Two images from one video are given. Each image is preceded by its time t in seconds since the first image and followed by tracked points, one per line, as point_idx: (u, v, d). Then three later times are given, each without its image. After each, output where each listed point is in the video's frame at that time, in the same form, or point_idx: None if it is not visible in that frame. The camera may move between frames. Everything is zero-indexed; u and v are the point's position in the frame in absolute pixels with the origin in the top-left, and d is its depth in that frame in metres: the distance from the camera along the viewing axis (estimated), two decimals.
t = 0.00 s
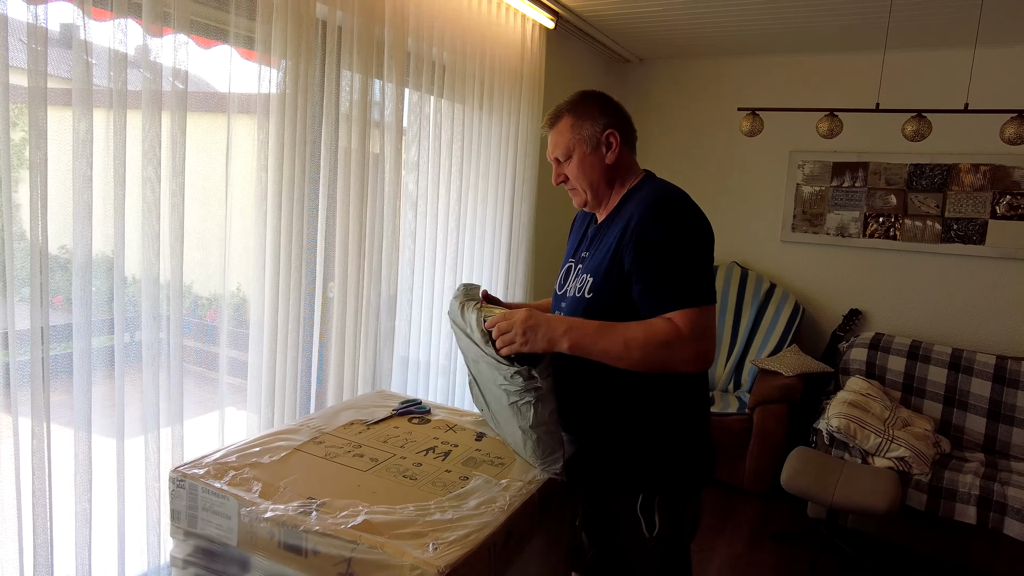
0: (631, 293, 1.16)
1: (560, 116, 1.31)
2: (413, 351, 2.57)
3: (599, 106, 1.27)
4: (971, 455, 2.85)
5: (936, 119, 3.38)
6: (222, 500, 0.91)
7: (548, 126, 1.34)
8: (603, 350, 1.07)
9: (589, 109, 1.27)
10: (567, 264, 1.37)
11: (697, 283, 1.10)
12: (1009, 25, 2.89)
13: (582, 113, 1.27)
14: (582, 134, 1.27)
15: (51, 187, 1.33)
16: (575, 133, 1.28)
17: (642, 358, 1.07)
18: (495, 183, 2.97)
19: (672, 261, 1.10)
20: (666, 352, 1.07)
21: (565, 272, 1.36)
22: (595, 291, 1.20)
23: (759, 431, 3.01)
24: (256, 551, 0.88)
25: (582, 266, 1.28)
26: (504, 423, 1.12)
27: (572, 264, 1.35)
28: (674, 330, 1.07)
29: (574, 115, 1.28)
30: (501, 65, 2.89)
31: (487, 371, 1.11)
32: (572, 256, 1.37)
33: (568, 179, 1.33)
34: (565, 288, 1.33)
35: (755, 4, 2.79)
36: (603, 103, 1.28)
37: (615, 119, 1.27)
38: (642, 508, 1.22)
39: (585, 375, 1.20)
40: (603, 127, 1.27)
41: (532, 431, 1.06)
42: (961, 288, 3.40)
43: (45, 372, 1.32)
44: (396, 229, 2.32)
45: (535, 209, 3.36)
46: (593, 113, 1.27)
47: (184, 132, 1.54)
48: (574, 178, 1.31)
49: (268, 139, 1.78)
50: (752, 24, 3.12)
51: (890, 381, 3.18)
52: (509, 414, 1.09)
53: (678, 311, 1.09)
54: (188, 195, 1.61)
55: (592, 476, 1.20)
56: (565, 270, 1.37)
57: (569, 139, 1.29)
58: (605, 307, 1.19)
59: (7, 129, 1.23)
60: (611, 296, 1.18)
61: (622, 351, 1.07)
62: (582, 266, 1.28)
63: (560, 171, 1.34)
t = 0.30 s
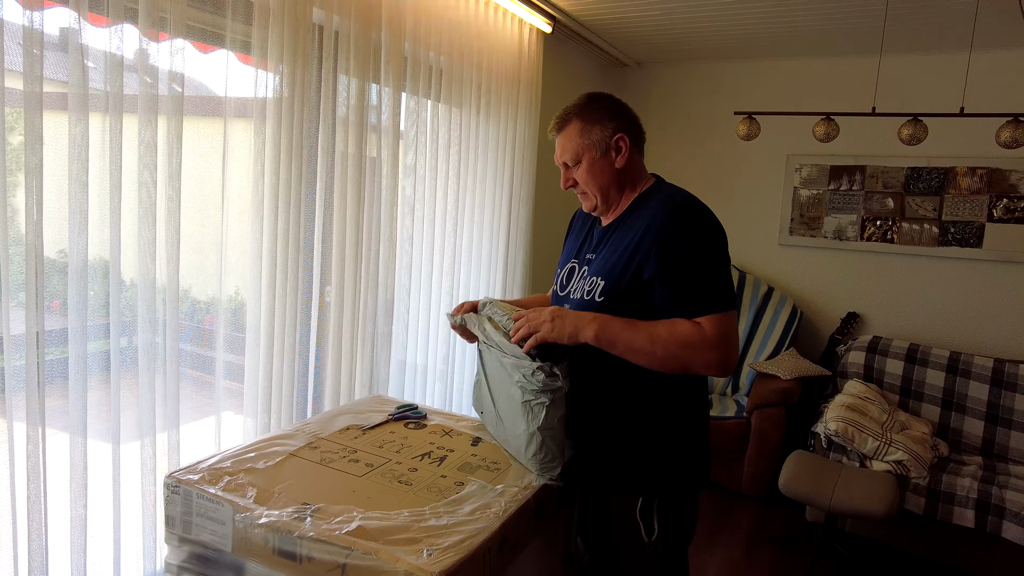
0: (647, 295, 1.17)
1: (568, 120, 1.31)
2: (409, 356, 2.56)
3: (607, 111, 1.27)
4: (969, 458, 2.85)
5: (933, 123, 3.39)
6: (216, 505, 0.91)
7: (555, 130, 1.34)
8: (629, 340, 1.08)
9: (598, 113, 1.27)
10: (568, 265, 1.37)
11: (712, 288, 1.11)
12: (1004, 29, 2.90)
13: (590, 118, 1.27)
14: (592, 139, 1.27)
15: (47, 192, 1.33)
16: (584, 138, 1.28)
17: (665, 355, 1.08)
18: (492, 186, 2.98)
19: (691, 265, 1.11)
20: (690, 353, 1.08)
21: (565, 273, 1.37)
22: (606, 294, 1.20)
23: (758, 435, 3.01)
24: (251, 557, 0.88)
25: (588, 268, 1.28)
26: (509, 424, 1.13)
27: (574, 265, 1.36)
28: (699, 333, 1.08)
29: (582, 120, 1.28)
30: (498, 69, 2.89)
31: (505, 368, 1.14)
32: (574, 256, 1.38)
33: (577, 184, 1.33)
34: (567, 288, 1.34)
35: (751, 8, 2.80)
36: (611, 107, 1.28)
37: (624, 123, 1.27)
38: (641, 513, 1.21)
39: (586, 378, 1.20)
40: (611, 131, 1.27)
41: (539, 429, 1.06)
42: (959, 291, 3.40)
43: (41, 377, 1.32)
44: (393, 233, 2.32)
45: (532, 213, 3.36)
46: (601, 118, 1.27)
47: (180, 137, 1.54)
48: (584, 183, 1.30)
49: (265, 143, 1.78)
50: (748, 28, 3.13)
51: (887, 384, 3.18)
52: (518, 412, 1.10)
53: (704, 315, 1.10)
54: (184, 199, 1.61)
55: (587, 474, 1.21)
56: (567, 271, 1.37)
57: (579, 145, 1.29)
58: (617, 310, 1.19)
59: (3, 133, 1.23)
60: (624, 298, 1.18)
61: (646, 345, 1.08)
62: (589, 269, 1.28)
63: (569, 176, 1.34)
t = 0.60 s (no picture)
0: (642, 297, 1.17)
1: (574, 127, 1.32)
2: (409, 362, 2.56)
3: (613, 119, 1.28)
4: (968, 462, 2.85)
5: (931, 127, 3.40)
6: (215, 513, 0.91)
7: (562, 137, 1.35)
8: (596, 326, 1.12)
9: (603, 121, 1.28)
10: (571, 269, 1.37)
11: (709, 293, 1.12)
12: (1001, 34, 2.91)
13: (596, 125, 1.28)
14: (596, 146, 1.28)
15: (45, 198, 1.33)
16: (588, 145, 1.28)
17: (624, 345, 1.10)
18: (491, 191, 2.98)
19: (686, 267, 1.11)
20: (649, 347, 1.09)
21: (568, 277, 1.36)
22: (608, 296, 1.20)
23: (757, 440, 3.01)
24: (249, 565, 0.88)
25: (591, 271, 1.28)
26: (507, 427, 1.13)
27: (576, 269, 1.35)
28: (662, 330, 1.09)
29: (587, 127, 1.29)
30: (497, 74, 2.90)
31: (504, 372, 1.14)
32: (577, 261, 1.37)
33: (581, 190, 1.33)
34: (569, 292, 1.33)
35: (749, 13, 2.81)
36: (617, 115, 1.28)
37: (629, 132, 1.27)
38: (643, 519, 1.21)
39: (586, 382, 1.20)
40: (616, 139, 1.28)
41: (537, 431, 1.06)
42: (958, 295, 3.41)
43: (39, 383, 1.32)
44: (391, 239, 2.32)
45: (531, 218, 3.36)
46: (607, 126, 1.27)
47: (179, 142, 1.54)
48: (587, 190, 1.31)
49: (264, 149, 1.78)
50: (746, 33, 3.14)
51: (886, 388, 3.18)
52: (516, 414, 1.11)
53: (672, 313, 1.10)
54: (183, 204, 1.61)
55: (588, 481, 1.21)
56: (570, 275, 1.36)
57: (583, 152, 1.29)
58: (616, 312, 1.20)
59: (3, 139, 1.23)
60: (623, 300, 1.19)
61: (611, 333, 1.11)
62: (592, 272, 1.28)
63: (574, 182, 1.35)
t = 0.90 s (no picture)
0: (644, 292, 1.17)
1: (575, 132, 1.32)
2: (408, 367, 2.56)
3: (614, 123, 1.29)
4: (969, 467, 2.85)
5: (929, 133, 3.40)
6: (214, 521, 0.91)
7: (563, 142, 1.36)
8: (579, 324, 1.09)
9: (605, 125, 1.29)
10: (572, 274, 1.37)
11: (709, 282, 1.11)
12: (999, 39, 2.92)
13: (598, 129, 1.28)
14: (597, 150, 1.29)
15: (44, 204, 1.33)
16: (590, 148, 1.29)
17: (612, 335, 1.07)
18: (490, 196, 2.98)
19: (686, 254, 1.11)
20: (639, 327, 1.06)
21: (569, 283, 1.36)
22: (613, 294, 1.20)
23: (757, 445, 3.00)
24: (248, 573, 0.87)
25: (594, 273, 1.29)
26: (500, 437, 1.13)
27: (578, 274, 1.35)
28: (646, 307, 1.07)
29: (589, 131, 1.30)
30: (496, 80, 2.90)
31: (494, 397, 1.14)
32: (578, 266, 1.37)
33: (582, 193, 1.34)
34: (571, 296, 1.33)
35: (748, 19, 2.82)
36: (618, 120, 1.29)
37: (630, 136, 1.28)
38: (647, 524, 1.21)
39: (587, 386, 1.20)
40: (617, 143, 1.28)
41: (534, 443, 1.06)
42: (958, 299, 3.41)
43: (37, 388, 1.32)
44: (391, 244, 2.32)
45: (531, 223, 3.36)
46: (609, 130, 1.28)
47: (179, 148, 1.54)
48: (589, 192, 1.31)
49: (263, 154, 1.78)
50: (745, 38, 3.14)
51: (886, 394, 3.18)
52: (511, 427, 1.10)
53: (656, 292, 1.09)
54: (182, 209, 1.61)
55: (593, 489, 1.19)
56: (571, 280, 1.36)
57: (584, 156, 1.30)
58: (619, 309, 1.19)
59: (3, 144, 1.23)
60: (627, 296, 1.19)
61: (595, 327, 1.08)
62: (594, 275, 1.28)
63: (575, 185, 1.35)
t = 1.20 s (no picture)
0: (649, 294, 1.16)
1: (575, 133, 1.34)
2: (408, 372, 2.55)
3: (614, 125, 1.31)
4: (970, 471, 2.84)
5: (928, 136, 3.41)
6: (214, 526, 0.90)
7: (563, 144, 1.37)
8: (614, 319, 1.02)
9: (605, 126, 1.31)
10: (573, 278, 1.36)
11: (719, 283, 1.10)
12: (998, 43, 2.93)
13: (597, 129, 1.30)
14: (597, 148, 1.30)
15: (44, 209, 1.33)
16: (590, 147, 1.30)
17: (650, 334, 1.01)
18: (490, 200, 2.98)
19: (692, 255, 1.10)
20: (678, 328, 1.02)
21: (570, 287, 1.36)
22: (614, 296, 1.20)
23: (758, 449, 3.00)
24: None
25: (594, 277, 1.28)
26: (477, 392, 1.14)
27: (578, 278, 1.34)
28: (684, 306, 1.03)
29: (589, 132, 1.31)
30: (496, 84, 2.90)
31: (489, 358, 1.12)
32: (579, 270, 1.37)
33: (580, 193, 1.34)
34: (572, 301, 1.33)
35: (747, 22, 2.82)
36: (617, 123, 1.31)
37: (629, 137, 1.30)
38: (649, 529, 1.20)
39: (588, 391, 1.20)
40: (617, 143, 1.30)
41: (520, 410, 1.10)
42: (958, 303, 3.41)
43: (36, 393, 1.31)
44: (391, 249, 2.32)
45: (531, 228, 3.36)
46: (608, 130, 1.30)
47: (179, 153, 1.54)
48: (588, 191, 1.32)
49: (264, 158, 1.78)
50: (744, 42, 3.15)
51: (887, 397, 3.17)
52: (495, 390, 1.11)
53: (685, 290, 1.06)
54: (182, 214, 1.61)
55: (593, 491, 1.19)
56: (572, 284, 1.36)
57: (584, 153, 1.31)
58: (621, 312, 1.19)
59: (3, 148, 1.23)
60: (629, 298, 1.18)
61: (631, 325, 1.02)
62: (594, 278, 1.28)
63: (573, 185, 1.35)
